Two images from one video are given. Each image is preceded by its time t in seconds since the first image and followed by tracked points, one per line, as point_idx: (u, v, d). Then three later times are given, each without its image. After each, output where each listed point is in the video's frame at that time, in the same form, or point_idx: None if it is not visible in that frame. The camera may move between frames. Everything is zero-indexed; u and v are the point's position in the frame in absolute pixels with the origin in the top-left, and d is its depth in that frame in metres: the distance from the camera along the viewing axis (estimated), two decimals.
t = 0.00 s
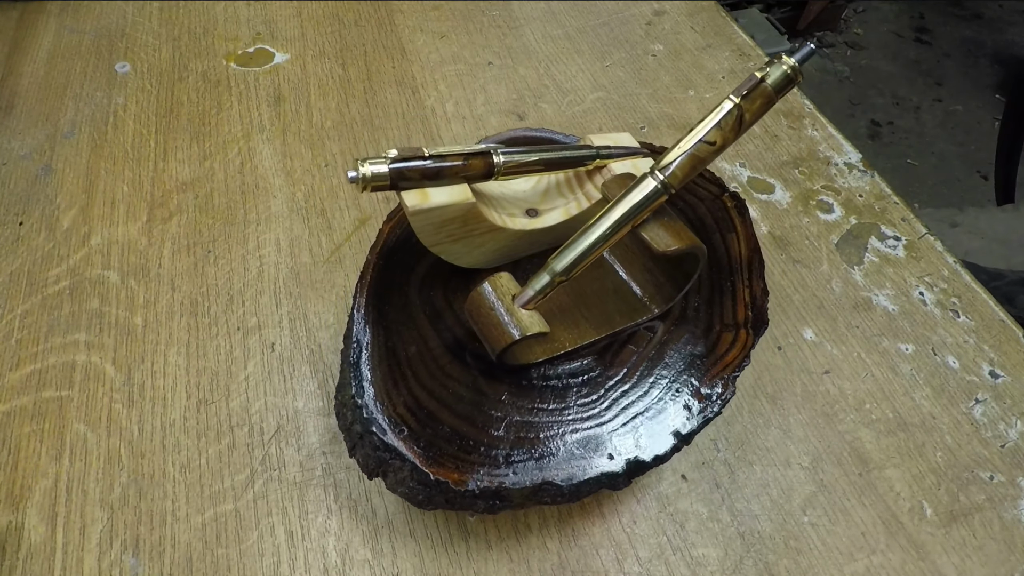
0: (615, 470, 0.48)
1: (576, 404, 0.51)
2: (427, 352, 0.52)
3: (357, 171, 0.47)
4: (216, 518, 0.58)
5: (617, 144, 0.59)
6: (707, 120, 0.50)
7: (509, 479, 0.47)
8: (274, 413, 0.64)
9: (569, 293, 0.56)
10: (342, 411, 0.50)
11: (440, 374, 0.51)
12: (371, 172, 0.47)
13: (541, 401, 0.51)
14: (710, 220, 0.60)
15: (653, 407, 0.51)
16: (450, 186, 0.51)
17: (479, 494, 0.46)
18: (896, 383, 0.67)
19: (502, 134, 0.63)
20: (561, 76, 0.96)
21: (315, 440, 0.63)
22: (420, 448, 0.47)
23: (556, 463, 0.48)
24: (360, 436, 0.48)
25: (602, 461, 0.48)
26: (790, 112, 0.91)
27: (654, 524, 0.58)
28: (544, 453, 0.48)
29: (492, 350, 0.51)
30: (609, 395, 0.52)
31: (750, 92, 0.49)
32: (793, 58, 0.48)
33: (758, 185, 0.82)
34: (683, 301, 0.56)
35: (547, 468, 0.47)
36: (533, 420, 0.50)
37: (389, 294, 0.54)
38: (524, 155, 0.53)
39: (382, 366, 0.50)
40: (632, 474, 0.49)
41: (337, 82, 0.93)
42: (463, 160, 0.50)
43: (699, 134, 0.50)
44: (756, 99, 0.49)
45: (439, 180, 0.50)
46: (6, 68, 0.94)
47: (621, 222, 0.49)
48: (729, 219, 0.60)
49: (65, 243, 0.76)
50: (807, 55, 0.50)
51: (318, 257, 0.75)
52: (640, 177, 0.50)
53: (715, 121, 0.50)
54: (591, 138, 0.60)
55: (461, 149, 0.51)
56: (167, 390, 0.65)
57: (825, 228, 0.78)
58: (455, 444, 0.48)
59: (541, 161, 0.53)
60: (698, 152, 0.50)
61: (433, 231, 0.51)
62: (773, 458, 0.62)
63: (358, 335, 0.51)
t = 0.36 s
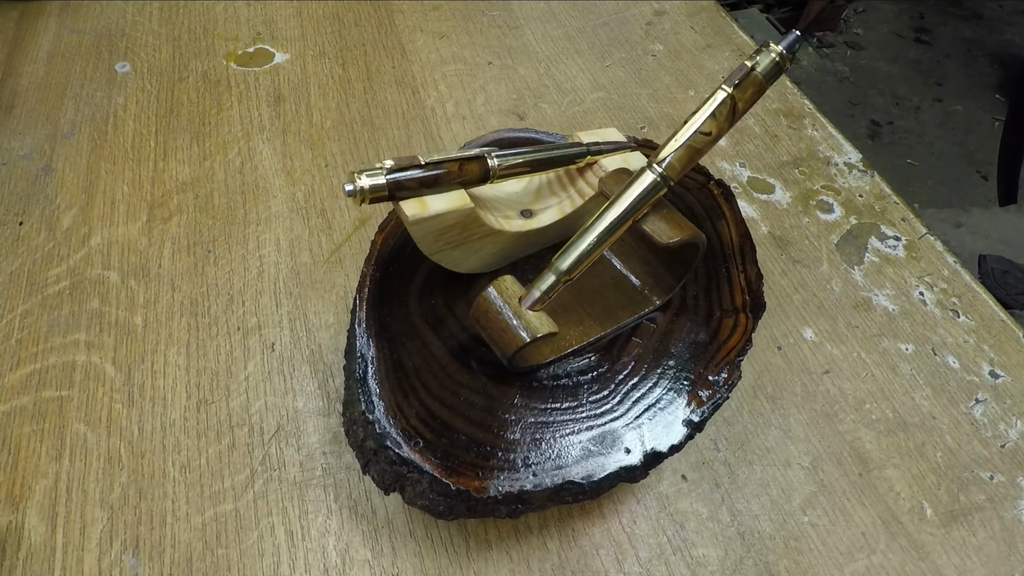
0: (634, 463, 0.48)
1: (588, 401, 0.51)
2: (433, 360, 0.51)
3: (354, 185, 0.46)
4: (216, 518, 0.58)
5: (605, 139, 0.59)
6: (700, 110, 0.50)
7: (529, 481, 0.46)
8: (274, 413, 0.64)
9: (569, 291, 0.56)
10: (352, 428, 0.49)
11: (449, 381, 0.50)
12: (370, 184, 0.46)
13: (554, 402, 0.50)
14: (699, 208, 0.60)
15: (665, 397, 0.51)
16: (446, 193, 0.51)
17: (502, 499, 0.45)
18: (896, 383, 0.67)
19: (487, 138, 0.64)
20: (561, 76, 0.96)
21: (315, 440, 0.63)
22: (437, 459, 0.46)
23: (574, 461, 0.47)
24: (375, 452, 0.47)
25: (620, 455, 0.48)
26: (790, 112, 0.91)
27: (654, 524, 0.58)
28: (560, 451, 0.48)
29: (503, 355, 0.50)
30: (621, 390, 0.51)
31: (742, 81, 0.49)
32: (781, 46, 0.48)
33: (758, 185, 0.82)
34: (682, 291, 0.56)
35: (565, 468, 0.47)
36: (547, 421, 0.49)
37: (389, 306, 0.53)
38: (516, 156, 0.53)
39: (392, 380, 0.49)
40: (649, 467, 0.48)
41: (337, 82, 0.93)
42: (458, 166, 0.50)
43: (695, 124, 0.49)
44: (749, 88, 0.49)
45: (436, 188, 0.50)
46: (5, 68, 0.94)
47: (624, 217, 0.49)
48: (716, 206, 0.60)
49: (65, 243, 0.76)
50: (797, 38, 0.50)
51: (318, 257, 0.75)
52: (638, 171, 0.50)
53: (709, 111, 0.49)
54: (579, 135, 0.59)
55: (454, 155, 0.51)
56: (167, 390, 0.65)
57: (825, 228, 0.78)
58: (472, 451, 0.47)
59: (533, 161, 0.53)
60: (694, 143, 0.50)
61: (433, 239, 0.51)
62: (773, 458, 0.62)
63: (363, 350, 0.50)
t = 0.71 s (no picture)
0: (650, 454, 0.48)
1: (599, 397, 0.50)
2: (440, 367, 0.51)
3: (352, 199, 0.45)
4: (216, 518, 0.58)
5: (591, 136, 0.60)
6: (694, 102, 0.51)
7: (550, 482, 0.46)
8: (274, 413, 0.64)
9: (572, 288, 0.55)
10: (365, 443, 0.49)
11: (459, 388, 0.50)
12: (368, 196, 0.45)
13: (566, 401, 0.50)
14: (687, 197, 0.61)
15: (676, 387, 0.51)
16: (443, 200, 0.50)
17: (525, 502, 0.45)
18: (896, 383, 0.67)
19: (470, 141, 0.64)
20: (561, 76, 0.96)
21: (315, 440, 0.63)
22: (456, 468, 0.45)
23: (590, 458, 0.47)
24: (391, 465, 0.47)
25: (635, 448, 0.48)
26: (790, 112, 0.91)
27: (654, 524, 0.58)
28: (575, 449, 0.48)
29: (513, 360, 0.48)
30: (633, 384, 0.51)
31: (731, 71, 0.51)
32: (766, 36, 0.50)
33: (758, 185, 0.82)
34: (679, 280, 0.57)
35: (582, 465, 0.47)
36: (560, 421, 0.49)
37: (390, 315, 0.52)
38: (511, 158, 0.53)
39: (403, 392, 0.49)
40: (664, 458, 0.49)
41: (337, 82, 0.93)
42: (453, 171, 0.50)
43: (689, 117, 0.50)
44: (737, 77, 0.51)
45: (433, 196, 0.49)
46: (5, 68, 0.94)
47: (625, 214, 0.50)
48: (703, 194, 0.61)
49: (65, 243, 0.76)
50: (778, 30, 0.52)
51: (318, 257, 0.75)
52: (635, 166, 0.51)
53: (702, 102, 0.50)
54: (565, 133, 0.60)
55: (448, 161, 0.50)
56: (166, 390, 0.65)
57: (826, 228, 0.78)
58: (490, 457, 0.47)
59: (527, 161, 0.53)
60: (690, 135, 0.50)
61: (433, 247, 0.50)
62: (773, 458, 0.62)
63: (368, 364, 0.49)
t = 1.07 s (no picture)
0: (668, 442, 0.48)
1: (612, 392, 0.50)
2: (447, 374, 0.50)
3: (352, 214, 0.44)
4: (216, 518, 0.58)
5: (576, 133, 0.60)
6: (684, 92, 0.52)
7: (573, 480, 0.46)
8: (274, 413, 0.64)
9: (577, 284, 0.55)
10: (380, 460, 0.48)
11: (471, 394, 0.49)
12: (369, 209, 0.44)
13: (580, 399, 0.50)
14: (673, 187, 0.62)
15: (686, 375, 0.51)
16: (440, 207, 0.49)
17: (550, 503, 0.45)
18: (896, 382, 0.67)
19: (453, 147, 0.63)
20: (561, 76, 0.96)
21: (315, 440, 0.63)
22: (477, 477, 0.45)
23: (610, 453, 0.47)
24: (410, 479, 0.46)
25: (652, 438, 0.48)
26: (790, 112, 0.91)
27: (654, 524, 0.58)
28: (592, 444, 0.48)
29: (525, 362, 0.48)
30: (646, 376, 0.51)
31: (718, 61, 0.52)
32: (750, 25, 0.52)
33: (758, 185, 0.82)
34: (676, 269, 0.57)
35: (602, 461, 0.47)
36: (576, 419, 0.49)
37: (392, 326, 0.51)
38: (505, 160, 0.52)
39: (416, 404, 0.48)
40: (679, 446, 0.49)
41: (337, 82, 0.93)
42: (450, 176, 0.49)
43: (682, 108, 0.51)
44: (725, 66, 0.52)
45: (432, 204, 0.48)
46: (5, 68, 0.94)
47: (626, 207, 0.50)
48: (688, 183, 0.62)
49: (65, 243, 0.76)
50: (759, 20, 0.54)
51: (318, 257, 0.75)
52: (631, 159, 0.51)
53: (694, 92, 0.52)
54: (551, 132, 0.60)
55: (443, 168, 0.50)
56: (166, 390, 0.65)
57: (826, 228, 0.78)
58: (511, 461, 0.46)
59: (520, 161, 0.53)
60: (684, 126, 0.51)
61: (435, 256, 0.49)
62: (773, 458, 0.62)
63: (376, 380, 0.48)
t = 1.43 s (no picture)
0: (682, 431, 0.48)
1: (622, 386, 0.51)
2: (455, 381, 0.49)
3: (354, 228, 0.43)
4: (215, 518, 0.58)
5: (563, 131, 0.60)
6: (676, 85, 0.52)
7: (594, 476, 0.46)
8: (274, 413, 0.64)
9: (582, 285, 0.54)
10: (395, 474, 0.46)
11: (484, 401, 0.49)
12: (370, 222, 0.43)
13: (592, 396, 0.50)
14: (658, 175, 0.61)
15: (693, 364, 0.51)
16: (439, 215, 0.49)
17: (574, 502, 0.45)
18: (896, 383, 0.67)
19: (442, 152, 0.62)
20: (561, 76, 0.96)
21: (315, 440, 0.63)
22: (498, 482, 0.44)
23: (627, 447, 0.47)
24: (429, 492, 0.44)
25: (668, 428, 0.48)
26: (790, 112, 0.91)
27: (654, 524, 0.58)
28: (608, 440, 0.48)
29: (537, 363, 0.48)
30: (655, 368, 0.52)
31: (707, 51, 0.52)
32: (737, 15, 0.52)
33: (758, 185, 0.82)
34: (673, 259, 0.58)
35: (620, 456, 0.47)
36: (590, 416, 0.49)
37: (395, 335, 0.50)
38: (498, 163, 0.52)
39: (430, 414, 0.47)
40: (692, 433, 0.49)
41: (337, 82, 0.94)
42: (448, 183, 0.49)
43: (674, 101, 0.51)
44: (714, 57, 0.52)
45: (431, 213, 0.48)
46: (5, 68, 0.94)
47: (626, 203, 0.50)
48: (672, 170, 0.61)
49: (65, 243, 0.76)
50: (743, 8, 0.54)
51: (318, 257, 0.75)
52: (628, 154, 0.51)
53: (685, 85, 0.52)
54: (539, 131, 0.59)
55: (439, 175, 0.49)
56: (166, 390, 0.65)
57: (826, 228, 0.78)
58: (531, 463, 0.46)
59: (513, 163, 0.53)
60: (678, 118, 0.51)
61: (438, 264, 0.49)
62: (773, 458, 0.62)
63: (385, 395, 0.46)
